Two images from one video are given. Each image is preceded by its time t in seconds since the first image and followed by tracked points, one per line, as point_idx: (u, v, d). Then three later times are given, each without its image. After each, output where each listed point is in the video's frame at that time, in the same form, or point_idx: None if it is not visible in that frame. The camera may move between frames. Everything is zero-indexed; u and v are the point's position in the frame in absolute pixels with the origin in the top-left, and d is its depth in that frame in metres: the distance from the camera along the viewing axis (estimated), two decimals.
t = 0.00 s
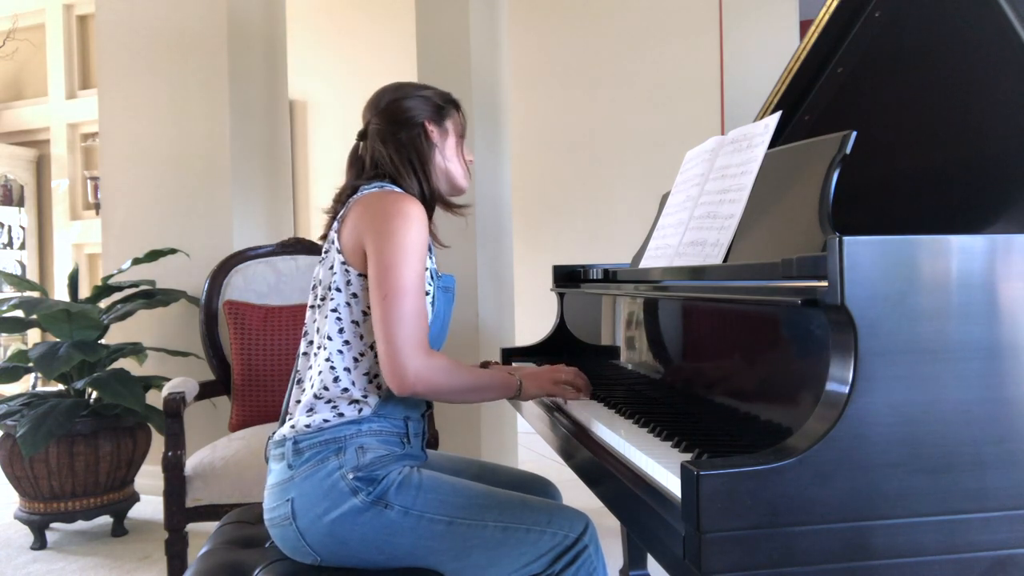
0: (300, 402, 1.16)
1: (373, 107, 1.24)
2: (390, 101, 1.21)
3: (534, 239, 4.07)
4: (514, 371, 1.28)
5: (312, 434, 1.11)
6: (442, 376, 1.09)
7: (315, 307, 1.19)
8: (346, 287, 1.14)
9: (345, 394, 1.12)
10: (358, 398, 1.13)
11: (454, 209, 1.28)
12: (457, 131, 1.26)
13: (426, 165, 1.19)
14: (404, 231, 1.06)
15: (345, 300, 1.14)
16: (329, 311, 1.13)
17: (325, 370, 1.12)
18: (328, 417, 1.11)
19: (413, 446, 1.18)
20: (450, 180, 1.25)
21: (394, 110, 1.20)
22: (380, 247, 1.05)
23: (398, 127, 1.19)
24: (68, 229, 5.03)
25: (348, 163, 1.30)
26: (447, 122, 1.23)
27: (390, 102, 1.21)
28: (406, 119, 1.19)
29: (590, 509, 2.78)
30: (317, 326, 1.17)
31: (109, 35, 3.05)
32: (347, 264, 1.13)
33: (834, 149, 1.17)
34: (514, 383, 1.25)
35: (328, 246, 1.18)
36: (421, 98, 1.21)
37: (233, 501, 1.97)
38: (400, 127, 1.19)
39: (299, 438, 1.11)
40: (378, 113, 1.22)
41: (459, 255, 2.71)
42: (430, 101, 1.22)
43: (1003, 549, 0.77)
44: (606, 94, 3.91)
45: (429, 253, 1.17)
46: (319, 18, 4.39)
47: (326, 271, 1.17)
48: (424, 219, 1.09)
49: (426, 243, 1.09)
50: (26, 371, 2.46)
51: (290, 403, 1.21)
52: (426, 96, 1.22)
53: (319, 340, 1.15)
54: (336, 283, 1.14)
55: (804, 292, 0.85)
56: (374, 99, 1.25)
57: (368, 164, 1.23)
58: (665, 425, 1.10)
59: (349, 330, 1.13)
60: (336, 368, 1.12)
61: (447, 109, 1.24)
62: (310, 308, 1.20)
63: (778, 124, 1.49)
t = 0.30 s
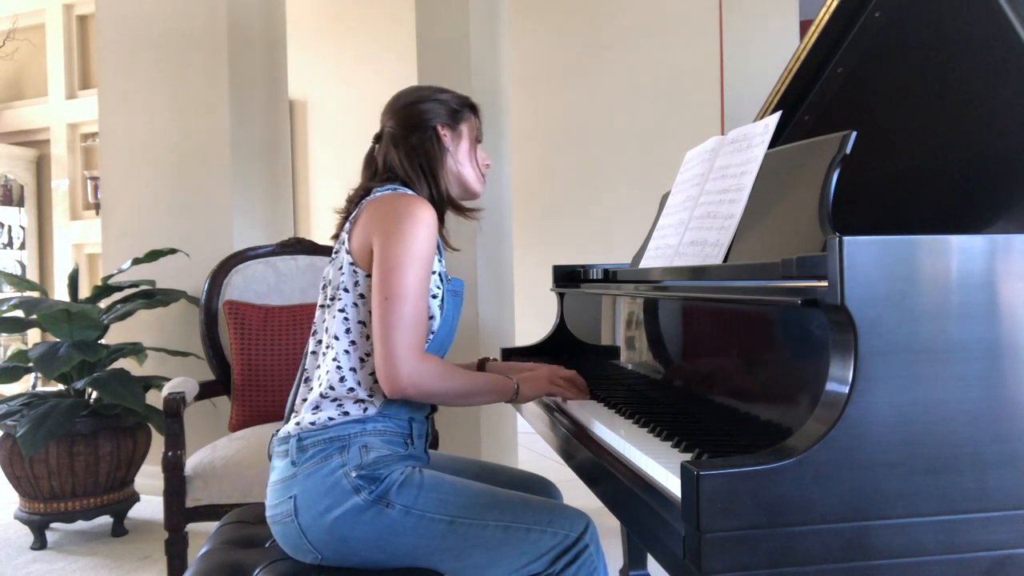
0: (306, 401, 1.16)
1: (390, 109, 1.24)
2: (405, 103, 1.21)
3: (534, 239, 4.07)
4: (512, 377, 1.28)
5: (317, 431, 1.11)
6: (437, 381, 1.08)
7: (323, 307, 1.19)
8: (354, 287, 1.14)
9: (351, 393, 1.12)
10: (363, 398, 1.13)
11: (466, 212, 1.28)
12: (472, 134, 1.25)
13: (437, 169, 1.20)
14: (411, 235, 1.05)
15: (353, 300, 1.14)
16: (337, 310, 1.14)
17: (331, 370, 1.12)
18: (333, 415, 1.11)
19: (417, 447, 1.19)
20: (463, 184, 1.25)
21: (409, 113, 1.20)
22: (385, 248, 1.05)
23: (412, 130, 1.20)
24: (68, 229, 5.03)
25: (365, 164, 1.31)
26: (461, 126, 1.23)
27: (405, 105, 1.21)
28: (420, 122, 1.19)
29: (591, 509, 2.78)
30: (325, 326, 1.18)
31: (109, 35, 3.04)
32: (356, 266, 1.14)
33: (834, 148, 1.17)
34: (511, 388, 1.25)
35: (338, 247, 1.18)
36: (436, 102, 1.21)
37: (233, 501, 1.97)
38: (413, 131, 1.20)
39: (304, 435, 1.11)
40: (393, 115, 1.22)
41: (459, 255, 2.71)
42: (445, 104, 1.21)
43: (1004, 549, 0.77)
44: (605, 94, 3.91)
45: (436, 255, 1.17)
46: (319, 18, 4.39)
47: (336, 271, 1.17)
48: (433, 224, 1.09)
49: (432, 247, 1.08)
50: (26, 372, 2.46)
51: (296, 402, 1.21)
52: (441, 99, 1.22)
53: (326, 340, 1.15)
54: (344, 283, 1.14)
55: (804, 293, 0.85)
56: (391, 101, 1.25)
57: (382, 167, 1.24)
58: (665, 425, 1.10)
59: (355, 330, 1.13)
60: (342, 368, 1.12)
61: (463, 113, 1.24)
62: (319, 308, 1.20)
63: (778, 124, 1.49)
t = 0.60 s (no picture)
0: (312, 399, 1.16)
1: (403, 112, 1.24)
2: (419, 106, 1.21)
3: (534, 238, 4.07)
4: (515, 375, 1.28)
5: (322, 430, 1.11)
6: (441, 383, 1.08)
7: (332, 306, 1.19)
8: (364, 288, 1.14)
9: (358, 393, 1.13)
10: (369, 398, 1.13)
11: (476, 215, 1.28)
12: (485, 139, 1.25)
13: (449, 173, 1.20)
14: (423, 236, 1.05)
15: (362, 300, 1.14)
16: (346, 310, 1.14)
17: (339, 370, 1.13)
18: (338, 414, 1.12)
19: (421, 448, 1.18)
20: (474, 188, 1.25)
21: (422, 115, 1.20)
22: (396, 248, 1.05)
23: (425, 133, 1.20)
24: (68, 229, 5.03)
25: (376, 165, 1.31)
26: (474, 130, 1.23)
27: (418, 108, 1.21)
28: (433, 125, 1.19)
29: (591, 509, 2.78)
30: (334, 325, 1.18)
31: (109, 35, 3.04)
32: (366, 266, 1.14)
33: (834, 148, 1.17)
34: (513, 386, 1.25)
35: (349, 248, 1.18)
36: (450, 105, 1.21)
37: (233, 501, 1.97)
38: (426, 134, 1.20)
39: (309, 433, 1.11)
40: (407, 117, 1.22)
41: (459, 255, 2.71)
42: (459, 107, 1.21)
43: (1003, 549, 0.77)
44: (605, 94, 3.91)
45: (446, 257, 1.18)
46: (319, 18, 4.39)
47: (346, 271, 1.17)
48: (444, 226, 1.09)
49: (443, 249, 1.08)
50: (26, 371, 2.46)
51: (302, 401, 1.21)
52: (455, 103, 1.22)
53: (336, 340, 1.16)
54: (354, 284, 1.14)
55: (804, 292, 0.85)
56: (405, 103, 1.25)
57: (394, 168, 1.24)
58: (665, 424, 1.10)
59: (364, 330, 1.14)
60: (349, 368, 1.13)
61: (476, 116, 1.24)
62: (328, 308, 1.20)
63: (778, 124, 1.49)
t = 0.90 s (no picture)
0: (317, 399, 1.16)
1: (409, 113, 1.24)
2: (425, 107, 1.21)
3: (534, 239, 4.07)
4: (518, 371, 1.28)
5: (326, 428, 1.11)
6: (447, 383, 1.08)
7: (338, 307, 1.19)
8: (371, 289, 1.14)
9: (363, 394, 1.13)
10: (374, 398, 1.13)
11: (482, 217, 1.28)
12: (490, 140, 1.25)
13: (456, 173, 1.20)
14: (430, 237, 1.05)
15: (369, 302, 1.14)
16: (353, 311, 1.14)
17: (345, 371, 1.13)
18: (343, 414, 1.12)
19: (425, 448, 1.18)
20: (480, 189, 1.25)
21: (429, 116, 1.20)
22: (403, 249, 1.05)
23: (432, 133, 1.20)
24: (68, 229, 5.03)
25: (381, 166, 1.31)
26: (480, 131, 1.23)
27: (425, 109, 1.21)
28: (440, 126, 1.19)
29: (591, 509, 2.78)
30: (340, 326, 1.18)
31: (108, 35, 3.04)
32: (372, 267, 1.14)
33: (834, 148, 1.17)
34: (516, 383, 1.25)
35: (355, 248, 1.18)
36: (456, 106, 1.21)
37: (232, 501, 1.97)
38: (433, 134, 1.20)
39: (313, 431, 1.11)
40: (413, 118, 1.22)
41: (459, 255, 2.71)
42: (465, 109, 1.22)
43: (1004, 549, 0.77)
44: (605, 94, 3.91)
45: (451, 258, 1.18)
46: (319, 17, 4.39)
47: (352, 272, 1.17)
48: (451, 228, 1.09)
49: (450, 251, 1.08)
50: (26, 371, 2.46)
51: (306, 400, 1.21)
52: (461, 104, 1.22)
53: (342, 340, 1.16)
54: (360, 285, 1.14)
55: (804, 292, 0.85)
56: (410, 104, 1.25)
57: (400, 170, 1.24)
58: (665, 424, 1.10)
59: (370, 331, 1.14)
60: (355, 369, 1.13)
61: (482, 117, 1.24)
62: (334, 308, 1.20)
63: (778, 124, 1.49)
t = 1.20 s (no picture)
0: (319, 399, 1.16)
1: (408, 112, 1.24)
2: (424, 106, 1.21)
3: (534, 238, 4.07)
4: (518, 369, 1.28)
5: (327, 429, 1.11)
6: (446, 385, 1.08)
7: (339, 307, 1.19)
8: (372, 290, 1.14)
9: (364, 395, 1.13)
10: (376, 399, 1.13)
11: (483, 216, 1.28)
12: (490, 138, 1.25)
13: (458, 172, 1.20)
14: (430, 238, 1.05)
15: (369, 302, 1.14)
16: (353, 312, 1.14)
17: (347, 372, 1.13)
18: (345, 414, 1.12)
19: (425, 449, 1.18)
20: (481, 187, 1.25)
21: (429, 115, 1.20)
22: (403, 249, 1.05)
23: (432, 132, 1.20)
24: (68, 229, 5.03)
25: (381, 166, 1.31)
26: (480, 130, 1.23)
27: (424, 108, 1.21)
28: (439, 125, 1.19)
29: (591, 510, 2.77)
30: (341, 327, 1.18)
31: (108, 34, 3.04)
32: (373, 267, 1.14)
33: (834, 148, 1.17)
34: (517, 381, 1.25)
35: (356, 249, 1.18)
36: (455, 105, 1.21)
37: (232, 501, 1.97)
38: (433, 134, 1.20)
39: (314, 431, 1.11)
40: (412, 117, 1.22)
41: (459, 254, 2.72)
42: (464, 107, 1.22)
43: (1003, 549, 0.77)
44: (605, 94, 3.91)
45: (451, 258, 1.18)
46: (319, 17, 4.39)
47: (353, 273, 1.18)
48: (451, 228, 1.09)
49: (449, 252, 1.08)
50: (26, 371, 2.46)
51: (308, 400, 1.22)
52: (460, 102, 1.22)
53: (344, 341, 1.16)
54: (362, 285, 1.15)
55: (804, 293, 0.85)
56: (409, 103, 1.25)
57: (400, 169, 1.24)
58: (665, 424, 1.10)
59: (371, 332, 1.14)
60: (356, 370, 1.13)
61: (481, 116, 1.24)
62: (335, 309, 1.20)
63: (778, 125, 1.49)
